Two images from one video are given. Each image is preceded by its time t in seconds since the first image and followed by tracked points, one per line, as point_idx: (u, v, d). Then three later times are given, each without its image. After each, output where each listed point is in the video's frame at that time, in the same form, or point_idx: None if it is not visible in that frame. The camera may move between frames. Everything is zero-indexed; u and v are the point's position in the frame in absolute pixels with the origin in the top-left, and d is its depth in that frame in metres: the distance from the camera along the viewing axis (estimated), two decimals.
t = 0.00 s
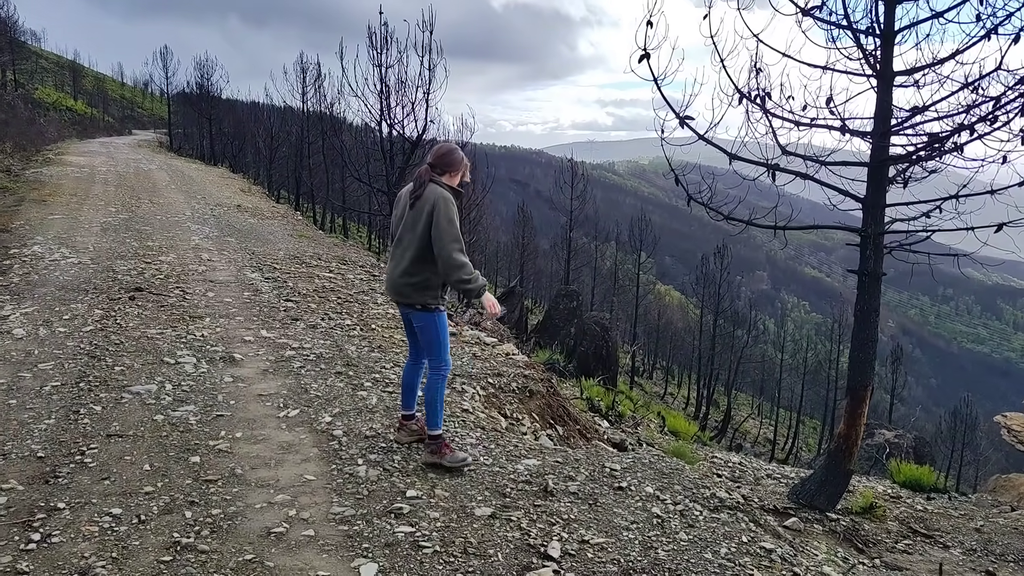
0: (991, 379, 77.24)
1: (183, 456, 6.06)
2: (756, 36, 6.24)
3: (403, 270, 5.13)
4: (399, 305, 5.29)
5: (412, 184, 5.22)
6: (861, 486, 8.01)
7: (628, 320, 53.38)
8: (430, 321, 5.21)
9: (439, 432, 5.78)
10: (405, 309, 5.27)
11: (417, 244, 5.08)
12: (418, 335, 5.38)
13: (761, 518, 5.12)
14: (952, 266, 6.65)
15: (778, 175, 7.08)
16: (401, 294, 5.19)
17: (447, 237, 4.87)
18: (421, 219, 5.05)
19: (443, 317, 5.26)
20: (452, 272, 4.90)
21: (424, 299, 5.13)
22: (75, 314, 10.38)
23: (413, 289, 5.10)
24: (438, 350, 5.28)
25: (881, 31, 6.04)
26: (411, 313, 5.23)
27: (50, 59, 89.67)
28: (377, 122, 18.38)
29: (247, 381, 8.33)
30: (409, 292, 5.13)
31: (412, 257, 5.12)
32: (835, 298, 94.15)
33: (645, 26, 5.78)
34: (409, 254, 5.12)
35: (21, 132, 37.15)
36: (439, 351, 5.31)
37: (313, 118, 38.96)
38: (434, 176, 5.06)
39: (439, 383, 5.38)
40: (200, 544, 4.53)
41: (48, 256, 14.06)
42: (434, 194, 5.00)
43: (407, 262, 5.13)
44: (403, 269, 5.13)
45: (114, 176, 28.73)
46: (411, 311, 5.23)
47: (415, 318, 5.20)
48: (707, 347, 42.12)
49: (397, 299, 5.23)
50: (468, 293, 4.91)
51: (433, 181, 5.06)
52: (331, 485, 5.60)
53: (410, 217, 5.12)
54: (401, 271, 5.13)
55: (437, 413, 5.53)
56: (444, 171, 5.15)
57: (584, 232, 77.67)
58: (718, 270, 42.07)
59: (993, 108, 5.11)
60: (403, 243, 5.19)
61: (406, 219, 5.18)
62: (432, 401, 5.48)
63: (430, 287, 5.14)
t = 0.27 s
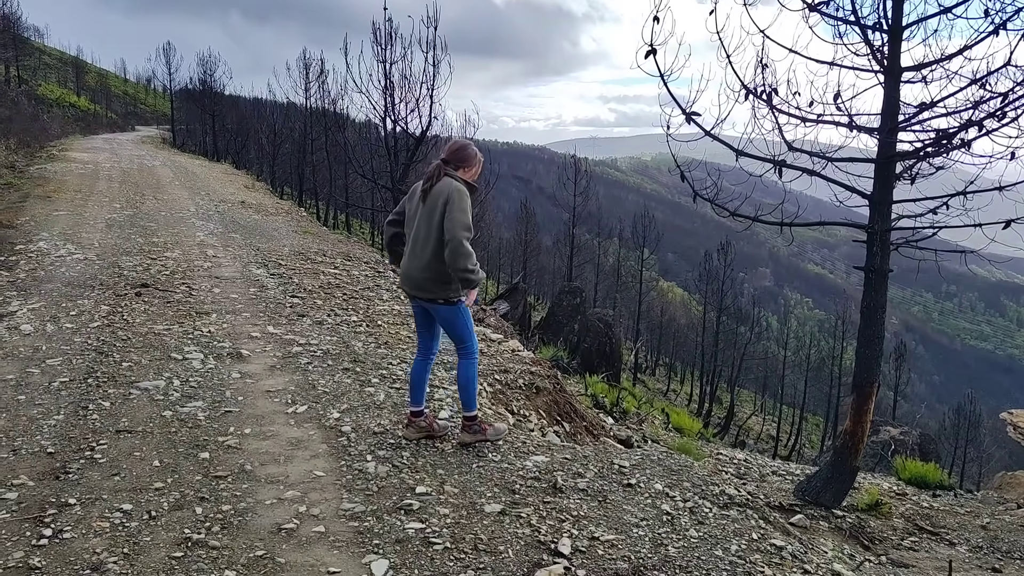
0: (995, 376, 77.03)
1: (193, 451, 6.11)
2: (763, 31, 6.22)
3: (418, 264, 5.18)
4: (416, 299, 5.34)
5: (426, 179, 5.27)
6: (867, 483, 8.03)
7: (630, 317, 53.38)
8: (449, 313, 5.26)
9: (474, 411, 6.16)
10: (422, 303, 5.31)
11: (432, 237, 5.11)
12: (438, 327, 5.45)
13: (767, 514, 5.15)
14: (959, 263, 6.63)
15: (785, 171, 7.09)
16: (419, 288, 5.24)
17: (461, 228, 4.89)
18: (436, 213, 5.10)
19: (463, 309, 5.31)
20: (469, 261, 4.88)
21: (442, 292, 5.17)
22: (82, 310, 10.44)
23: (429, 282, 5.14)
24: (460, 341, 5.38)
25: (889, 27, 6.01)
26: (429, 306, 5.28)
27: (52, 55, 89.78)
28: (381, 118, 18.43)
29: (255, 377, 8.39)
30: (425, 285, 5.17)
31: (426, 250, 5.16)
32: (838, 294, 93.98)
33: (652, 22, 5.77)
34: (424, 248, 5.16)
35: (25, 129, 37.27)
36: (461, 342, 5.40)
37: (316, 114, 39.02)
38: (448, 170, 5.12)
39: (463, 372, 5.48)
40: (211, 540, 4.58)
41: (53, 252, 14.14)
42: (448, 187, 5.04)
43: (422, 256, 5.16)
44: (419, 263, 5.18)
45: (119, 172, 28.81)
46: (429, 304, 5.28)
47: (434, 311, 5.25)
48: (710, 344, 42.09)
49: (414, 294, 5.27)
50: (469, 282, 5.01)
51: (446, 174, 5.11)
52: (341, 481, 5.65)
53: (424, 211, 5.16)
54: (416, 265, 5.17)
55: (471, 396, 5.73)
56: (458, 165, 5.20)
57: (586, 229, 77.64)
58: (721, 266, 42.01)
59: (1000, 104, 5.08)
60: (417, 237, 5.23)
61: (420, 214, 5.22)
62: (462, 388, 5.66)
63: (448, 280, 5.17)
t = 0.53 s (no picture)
0: (985, 374, 77.63)
1: (187, 451, 6.06)
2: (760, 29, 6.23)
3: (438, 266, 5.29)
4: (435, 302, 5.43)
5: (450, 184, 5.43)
6: (862, 481, 8.07)
7: (624, 314, 53.47)
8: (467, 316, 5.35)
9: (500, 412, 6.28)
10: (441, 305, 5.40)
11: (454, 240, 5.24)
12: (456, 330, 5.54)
13: (764, 513, 5.16)
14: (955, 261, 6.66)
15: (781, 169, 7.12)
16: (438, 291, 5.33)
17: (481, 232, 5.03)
18: (459, 217, 5.24)
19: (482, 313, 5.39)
20: (468, 271, 5.01)
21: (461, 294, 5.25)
22: (74, 308, 10.33)
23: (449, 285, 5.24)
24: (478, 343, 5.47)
25: (885, 25, 6.03)
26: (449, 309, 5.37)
27: (43, 51, 88.93)
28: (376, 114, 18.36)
29: (249, 375, 8.32)
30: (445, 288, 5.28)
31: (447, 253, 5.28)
32: (831, 292, 94.51)
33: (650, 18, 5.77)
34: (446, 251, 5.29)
35: (15, 125, 36.87)
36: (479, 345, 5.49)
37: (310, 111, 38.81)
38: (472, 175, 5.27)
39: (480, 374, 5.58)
40: (206, 542, 4.53)
41: (44, 249, 13.98)
42: (472, 192, 5.20)
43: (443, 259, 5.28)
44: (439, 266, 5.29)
45: (110, 169, 28.56)
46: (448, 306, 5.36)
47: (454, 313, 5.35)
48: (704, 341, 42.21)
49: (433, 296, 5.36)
50: (461, 289, 5.08)
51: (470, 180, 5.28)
52: (337, 481, 5.61)
53: (448, 214, 5.31)
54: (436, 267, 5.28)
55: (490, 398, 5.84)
56: (482, 173, 5.37)
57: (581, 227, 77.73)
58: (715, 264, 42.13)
59: (997, 102, 5.12)
60: (439, 240, 5.35)
61: (443, 218, 5.36)
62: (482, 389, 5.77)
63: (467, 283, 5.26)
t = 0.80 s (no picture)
0: (946, 366, 80.26)
1: (150, 453, 5.78)
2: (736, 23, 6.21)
3: (448, 263, 5.25)
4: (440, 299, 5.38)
5: (458, 180, 5.41)
6: (835, 474, 8.18)
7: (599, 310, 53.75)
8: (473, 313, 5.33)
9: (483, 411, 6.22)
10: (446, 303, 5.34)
11: (464, 237, 5.22)
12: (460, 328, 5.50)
13: (741, 508, 5.16)
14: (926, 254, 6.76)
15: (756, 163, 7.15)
16: (444, 287, 5.29)
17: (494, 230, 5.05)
18: (471, 213, 5.21)
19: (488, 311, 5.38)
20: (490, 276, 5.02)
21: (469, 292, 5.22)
22: (32, 305, 9.84)
23: (457, 282, 5.21)
24: (482, 340, 5.46)
25: (858, 20, 6.06)
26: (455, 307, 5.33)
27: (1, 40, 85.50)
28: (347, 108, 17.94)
29: (217, 374, 8.03)
30: (453, 285, 5.24)
31: (457, 249, 5.26)
32: (799, 288, 96.67)
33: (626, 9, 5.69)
34: (455, 248, 5.26)
35: None
36: (483, 342, 5.48)
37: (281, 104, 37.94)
38: (483, 172, 5.28)
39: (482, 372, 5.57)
40: (170, 548, 4.31)
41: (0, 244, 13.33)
42: (483, 190, 5.20)
43: (452, 255, 5.25)
44: (448, 263, 5.25)
45: (73, 162, 27.53)
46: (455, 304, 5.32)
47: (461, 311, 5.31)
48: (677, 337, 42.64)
49: (439, 293, 5.31)
50: (482, 295, 5.02)
51: (481, 176, 5.28)
52: (307, 483, 5.41)
53: (457, 210, 5.29)
54: (447, 263, 5.24)
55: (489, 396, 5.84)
56: (491, 170, 5.39)
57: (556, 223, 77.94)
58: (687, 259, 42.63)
59: (969, 97, 5.20)
60: (447, 237, 5.32)
61: (452, 214, 5.33)
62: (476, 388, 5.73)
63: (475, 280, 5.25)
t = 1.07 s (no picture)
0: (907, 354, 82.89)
1: (111, 457, 5.50)
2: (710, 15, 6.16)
3: (445, 265, 5.20)
4: (438, 301, 5.34)
5: (448, 177, 5.27)
6: (808, 466, 8.30)
7: (572, 304, 54.00)
8: (471, 313, 5.35)
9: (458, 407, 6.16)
10: (445, 304, 5.32)
11: (461, 238, 5.17)
12: (456, 328, 5.50)
13: (719, 503, 5.15)
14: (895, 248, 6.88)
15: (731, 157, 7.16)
16: (442, 289, 5.25)
17: (496, 232, 5.06)
18: (467, 213, 5.13)
19: (485, 309, 5.43)
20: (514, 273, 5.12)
21: (469, 292, 5.25)
22: None
23: (456, 283, 5.19)
24: (477, 339, 5.49)
25: (832, 13, 6.07)
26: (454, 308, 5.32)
27: None
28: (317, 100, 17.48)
29: (182, 373, 7.73)
30: (452, 287, 5.21)
31: (454, 251, 5.20)
32: (767, 279, 98.69)
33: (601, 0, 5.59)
34: (451, 248, 5.20)
35: None
36: (480, 340, 5.54)
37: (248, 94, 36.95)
38: (476, 170, 5.19)
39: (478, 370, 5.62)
40: (131, 559, 4.09)
41: None
42: (478, 189, 5.12)
43: (449, 257, 5.20)
44: (445, 264, 5.20)
45: (31, 153, 26.39)
46: (454, 306, 5.31)
47: (461, 312, 5.32)
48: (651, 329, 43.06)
49: (436, 295, 5.26)
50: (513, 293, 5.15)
51: (473, 175, 5.17)
52: (277, 487, 5.22)
53: (451, 210, 5.17)
54: (447, 264, 5.18)
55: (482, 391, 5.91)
56: (481, 166, 5.30)
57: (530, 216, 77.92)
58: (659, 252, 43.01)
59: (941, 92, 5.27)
60: (442, 238, 5.22)
61: (445, 213, 5.21)
62: (463, 386, 5.73)
63: (473, 281, 5.25)
